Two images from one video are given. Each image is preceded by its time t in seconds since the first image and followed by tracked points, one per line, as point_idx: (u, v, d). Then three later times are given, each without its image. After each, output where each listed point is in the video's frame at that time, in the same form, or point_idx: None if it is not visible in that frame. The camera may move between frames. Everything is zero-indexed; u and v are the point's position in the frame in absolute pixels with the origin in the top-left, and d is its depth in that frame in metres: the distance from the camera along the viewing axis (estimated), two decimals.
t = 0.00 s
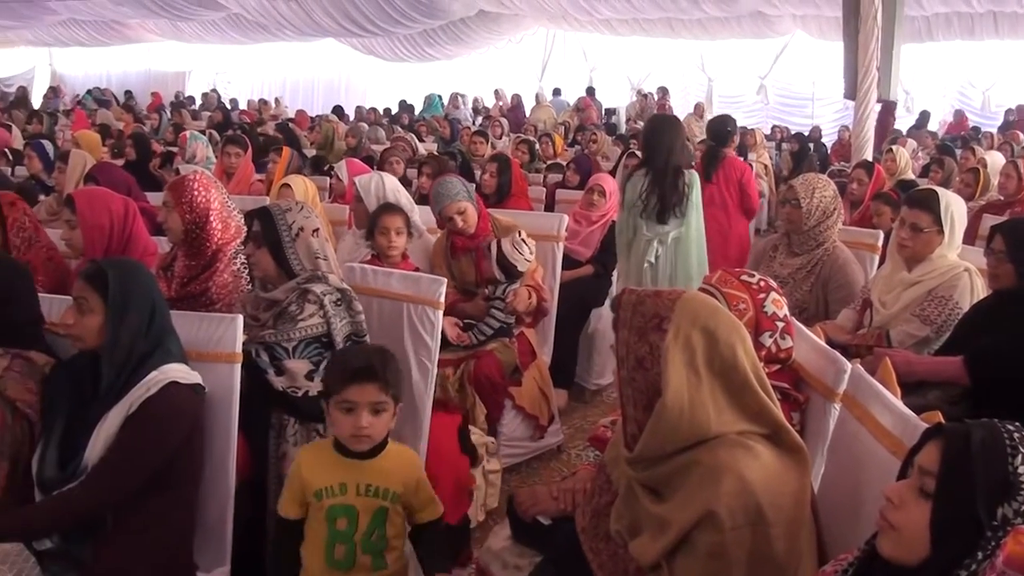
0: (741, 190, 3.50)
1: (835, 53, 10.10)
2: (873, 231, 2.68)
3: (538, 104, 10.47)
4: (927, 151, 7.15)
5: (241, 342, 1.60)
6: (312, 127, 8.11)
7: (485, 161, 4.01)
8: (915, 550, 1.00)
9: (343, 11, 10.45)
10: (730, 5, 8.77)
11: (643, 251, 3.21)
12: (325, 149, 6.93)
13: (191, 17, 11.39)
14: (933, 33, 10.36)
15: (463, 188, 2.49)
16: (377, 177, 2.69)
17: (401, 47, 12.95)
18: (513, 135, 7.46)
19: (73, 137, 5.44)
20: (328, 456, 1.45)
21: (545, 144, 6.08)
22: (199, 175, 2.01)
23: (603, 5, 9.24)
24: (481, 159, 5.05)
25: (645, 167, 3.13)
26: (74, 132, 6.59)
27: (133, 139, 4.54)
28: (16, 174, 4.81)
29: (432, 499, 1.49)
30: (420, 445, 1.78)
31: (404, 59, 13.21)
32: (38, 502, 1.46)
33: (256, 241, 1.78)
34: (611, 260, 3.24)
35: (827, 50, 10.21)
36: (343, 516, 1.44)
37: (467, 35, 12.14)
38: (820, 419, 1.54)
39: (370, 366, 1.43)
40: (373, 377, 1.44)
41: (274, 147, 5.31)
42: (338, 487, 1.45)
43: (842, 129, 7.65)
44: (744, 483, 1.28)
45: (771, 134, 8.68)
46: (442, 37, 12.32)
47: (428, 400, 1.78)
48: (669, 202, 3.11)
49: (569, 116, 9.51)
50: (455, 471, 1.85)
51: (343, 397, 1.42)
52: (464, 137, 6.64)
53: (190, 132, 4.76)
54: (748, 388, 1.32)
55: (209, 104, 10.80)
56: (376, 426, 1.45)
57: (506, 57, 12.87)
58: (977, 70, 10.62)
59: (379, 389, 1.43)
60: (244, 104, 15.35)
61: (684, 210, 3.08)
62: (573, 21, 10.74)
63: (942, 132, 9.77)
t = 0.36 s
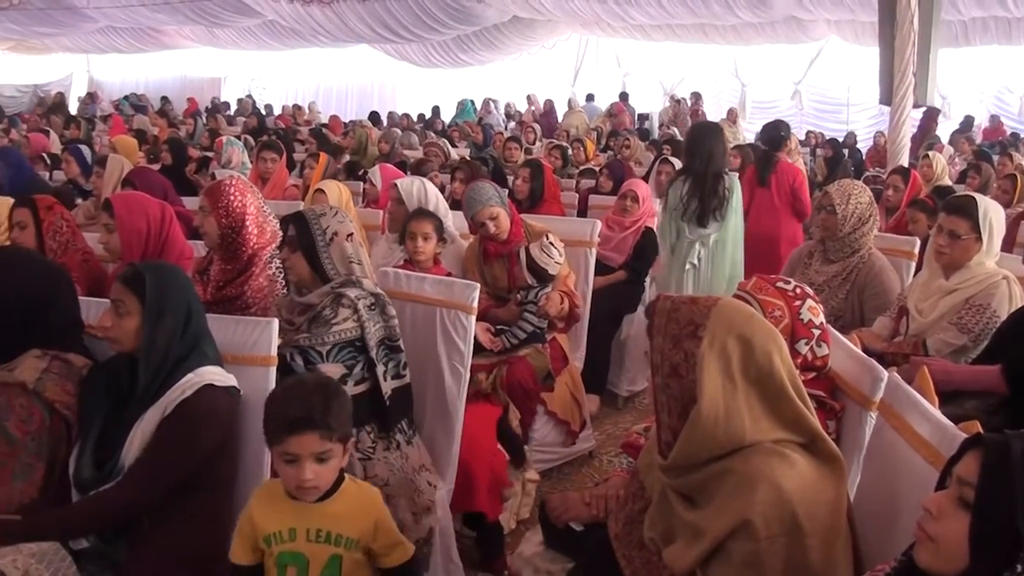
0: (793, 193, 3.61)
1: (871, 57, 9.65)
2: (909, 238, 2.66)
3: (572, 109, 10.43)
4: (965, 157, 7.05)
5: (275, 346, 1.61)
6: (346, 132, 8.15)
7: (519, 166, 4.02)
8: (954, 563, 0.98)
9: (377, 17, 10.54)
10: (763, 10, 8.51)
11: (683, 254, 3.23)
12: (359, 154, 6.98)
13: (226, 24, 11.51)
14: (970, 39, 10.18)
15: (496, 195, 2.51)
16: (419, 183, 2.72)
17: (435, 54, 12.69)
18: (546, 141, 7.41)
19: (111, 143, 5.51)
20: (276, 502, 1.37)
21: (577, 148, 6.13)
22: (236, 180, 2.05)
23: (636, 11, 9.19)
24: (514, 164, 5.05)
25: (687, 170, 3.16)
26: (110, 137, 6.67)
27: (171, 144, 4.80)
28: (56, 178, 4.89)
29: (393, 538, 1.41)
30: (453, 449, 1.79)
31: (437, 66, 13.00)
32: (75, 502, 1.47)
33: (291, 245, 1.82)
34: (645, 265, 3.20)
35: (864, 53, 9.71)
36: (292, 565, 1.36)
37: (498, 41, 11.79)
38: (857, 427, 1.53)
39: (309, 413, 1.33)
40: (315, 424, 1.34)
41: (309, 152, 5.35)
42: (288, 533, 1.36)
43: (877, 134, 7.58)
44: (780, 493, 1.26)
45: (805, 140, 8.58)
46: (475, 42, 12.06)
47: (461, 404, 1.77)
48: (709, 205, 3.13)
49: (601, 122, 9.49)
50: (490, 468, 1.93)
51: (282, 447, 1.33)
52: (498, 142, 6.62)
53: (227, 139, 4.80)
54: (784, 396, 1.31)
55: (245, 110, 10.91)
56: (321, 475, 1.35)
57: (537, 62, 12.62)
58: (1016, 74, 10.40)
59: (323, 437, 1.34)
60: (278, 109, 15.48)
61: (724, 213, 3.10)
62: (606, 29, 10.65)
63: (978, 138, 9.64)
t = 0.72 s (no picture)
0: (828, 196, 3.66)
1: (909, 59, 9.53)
2: (948, 241, 2.63)
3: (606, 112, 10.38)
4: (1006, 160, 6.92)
5: (311, 347, 1.62)
6: (382, 135, 8.20)
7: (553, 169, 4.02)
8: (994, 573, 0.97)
9: (413, 21, 10.57)
10: (800, 13, 8.48)
11: (736, 254, 3.41)
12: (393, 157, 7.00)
13: (264, 28, 11.66)
14: (1010, 40, 9.95)
15: (526, 201, 2.49)
16: (464, 187, 2.84)
17: (470, 57, 12.70)
18: (580, 143, 7.39)
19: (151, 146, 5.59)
20: None
21: (611, 151, 6.12)
22: (273, 183, 2.08)
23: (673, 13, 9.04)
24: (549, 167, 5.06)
25: (741, 173, 3.39)
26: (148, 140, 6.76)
27: (208, 148, 4.87)
28: (95, 181, 4.97)
29: None
30: (487, 451, 1.80)
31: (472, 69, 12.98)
32: (112, 501, 1.48)
33: (327, 247, 1.83)
34: (680, 269, 3.18)
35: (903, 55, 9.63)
36: None
37: (533, 44, 11.84)
38: (895, 433, 1.51)
39: (286, 495, 1.25)
40: (294, 508, 1.26)
41: (344, 156, 5.39)
42: None
43: (913, 136, 7.49)
44: (818, 498, 1.25)
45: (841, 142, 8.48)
46: (509, 45, 12.08)
47: (495, 407, 1.78)
48: (762, 206, 3.33)
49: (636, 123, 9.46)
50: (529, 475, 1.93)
51: (256, 528, 1.25)
52: (533, 145, 6.63)
53: (265, 142, 4.57)
54: (821, 401, 1.30)
55: (281, 113, 11.03)
56: (300, 557, 1.29)
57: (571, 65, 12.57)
58: None
59: (302, 519, 1.25)
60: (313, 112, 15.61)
61: (775, 214, 3.29)
62: (641, 31, 10.58)
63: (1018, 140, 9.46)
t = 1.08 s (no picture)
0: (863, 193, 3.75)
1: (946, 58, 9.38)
2: (986, 244, 2.59)
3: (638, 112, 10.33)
4: None
5: (344, 347, 1.63)
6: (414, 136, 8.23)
7: (585, 171, 4.01)
8: None
9: (446, 23, 10.56)
10: (834, 12, 8.37)
11: (775, 246, 3.57)
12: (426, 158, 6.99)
13: (298, 31, 11.76)
14: None
15: (545, 217, 2.39)
16: (498, 189, 2.87)
17: (501, 57, 12.70)
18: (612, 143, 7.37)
19: (186, 147, 5.66)
20: None
21: (643, 152, 6.10)
22: (306, 183, 2.10)
23: (705, 13, 8.94)
24: (581, 168, 5.06)
25: (781, 169, 3.58)
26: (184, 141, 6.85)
27: (243, 149, 4.91)
28: (132, 182, 5.03)
29: None
30: (519, 452, 1.81)
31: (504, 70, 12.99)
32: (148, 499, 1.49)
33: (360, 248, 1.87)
34: (712, 270, 3.15)
35: (939, 54, 9.49)
36: None
37: (566, 45, 11.84)
38: (931, 436, 1.49)
39: None
40: None
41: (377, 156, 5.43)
42: None
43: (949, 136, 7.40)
44: (853, 504, 1.24)
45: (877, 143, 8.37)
46: (542, 46, 12.07)
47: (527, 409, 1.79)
48: (802, 199, 3.51)
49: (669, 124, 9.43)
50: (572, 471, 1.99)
51: None
52: (566, 145, 6.62)
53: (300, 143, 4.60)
54: (856, 406, 1.28)
55: (314, 114, 11.11)
56: None
57: (603, 65, 12.54)
58: None
59: None
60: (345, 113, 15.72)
61: (815, 207, 3.47)
62: (674, 31, 10.50)
63: None
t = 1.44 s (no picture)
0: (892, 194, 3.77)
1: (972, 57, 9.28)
2: (1013, 245, 2.57)
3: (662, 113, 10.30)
4: None
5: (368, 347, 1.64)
6: (438, 138, 8.25)
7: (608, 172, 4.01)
8: None
9: (469, 24, 10.56)
10: (860, 12, 8.29)
11: (806, 243, 3.57)
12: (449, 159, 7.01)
13: (322, 32, 11.82)
14: None
15: (564, 224, 2.35)
16: (518, 189, 2.87)
17: (525, 58, 12.70)
18: (635, 144, 7.35)
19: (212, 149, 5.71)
20: None
21: (667, 153, 6.09)
22: (329, 185, 2.12)
23: (729, 14, 8.86)
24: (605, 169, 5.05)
25: (811, 167, 3.56)
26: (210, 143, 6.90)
27: (268, 150, 4.94)
28: (159, 182, 5.08)
29: None
30: (541, 453, 1.81)
31: (527, 70, 12.99)
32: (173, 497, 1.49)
33: (384, 248, 1.89)
34: (736, 271, 3.13)
35: (966, 55, 9.38)
36: None
37: (589, 45, 11.81)
38: (957, 439, 1.48)
39: None
40: None
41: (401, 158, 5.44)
42: None
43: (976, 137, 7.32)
44: (879, 507, 1.23)
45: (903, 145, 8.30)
46: (565, 47, 12.06)
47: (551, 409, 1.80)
48: (832, 197, 3.51)
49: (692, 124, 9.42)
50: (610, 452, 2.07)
51: None
52: (590, 146, 6.61)
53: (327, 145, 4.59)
54: (883, 408, 1.27)
55: (338, 115, 11.16)
56: None
57: (627, 66, 12.50)
58: None
59: None
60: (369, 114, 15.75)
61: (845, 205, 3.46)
62: (698, 33, 10.45)
63: None
